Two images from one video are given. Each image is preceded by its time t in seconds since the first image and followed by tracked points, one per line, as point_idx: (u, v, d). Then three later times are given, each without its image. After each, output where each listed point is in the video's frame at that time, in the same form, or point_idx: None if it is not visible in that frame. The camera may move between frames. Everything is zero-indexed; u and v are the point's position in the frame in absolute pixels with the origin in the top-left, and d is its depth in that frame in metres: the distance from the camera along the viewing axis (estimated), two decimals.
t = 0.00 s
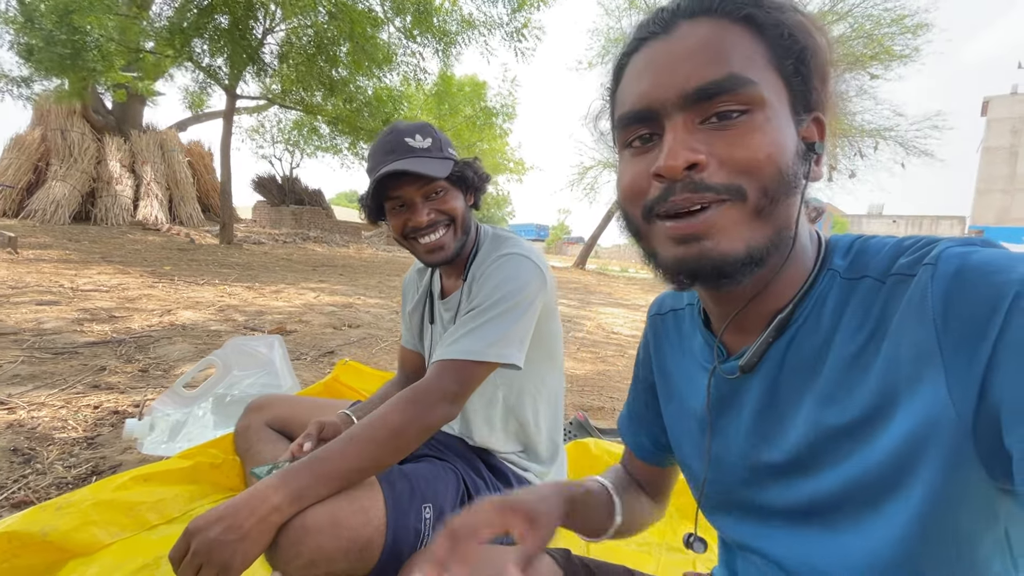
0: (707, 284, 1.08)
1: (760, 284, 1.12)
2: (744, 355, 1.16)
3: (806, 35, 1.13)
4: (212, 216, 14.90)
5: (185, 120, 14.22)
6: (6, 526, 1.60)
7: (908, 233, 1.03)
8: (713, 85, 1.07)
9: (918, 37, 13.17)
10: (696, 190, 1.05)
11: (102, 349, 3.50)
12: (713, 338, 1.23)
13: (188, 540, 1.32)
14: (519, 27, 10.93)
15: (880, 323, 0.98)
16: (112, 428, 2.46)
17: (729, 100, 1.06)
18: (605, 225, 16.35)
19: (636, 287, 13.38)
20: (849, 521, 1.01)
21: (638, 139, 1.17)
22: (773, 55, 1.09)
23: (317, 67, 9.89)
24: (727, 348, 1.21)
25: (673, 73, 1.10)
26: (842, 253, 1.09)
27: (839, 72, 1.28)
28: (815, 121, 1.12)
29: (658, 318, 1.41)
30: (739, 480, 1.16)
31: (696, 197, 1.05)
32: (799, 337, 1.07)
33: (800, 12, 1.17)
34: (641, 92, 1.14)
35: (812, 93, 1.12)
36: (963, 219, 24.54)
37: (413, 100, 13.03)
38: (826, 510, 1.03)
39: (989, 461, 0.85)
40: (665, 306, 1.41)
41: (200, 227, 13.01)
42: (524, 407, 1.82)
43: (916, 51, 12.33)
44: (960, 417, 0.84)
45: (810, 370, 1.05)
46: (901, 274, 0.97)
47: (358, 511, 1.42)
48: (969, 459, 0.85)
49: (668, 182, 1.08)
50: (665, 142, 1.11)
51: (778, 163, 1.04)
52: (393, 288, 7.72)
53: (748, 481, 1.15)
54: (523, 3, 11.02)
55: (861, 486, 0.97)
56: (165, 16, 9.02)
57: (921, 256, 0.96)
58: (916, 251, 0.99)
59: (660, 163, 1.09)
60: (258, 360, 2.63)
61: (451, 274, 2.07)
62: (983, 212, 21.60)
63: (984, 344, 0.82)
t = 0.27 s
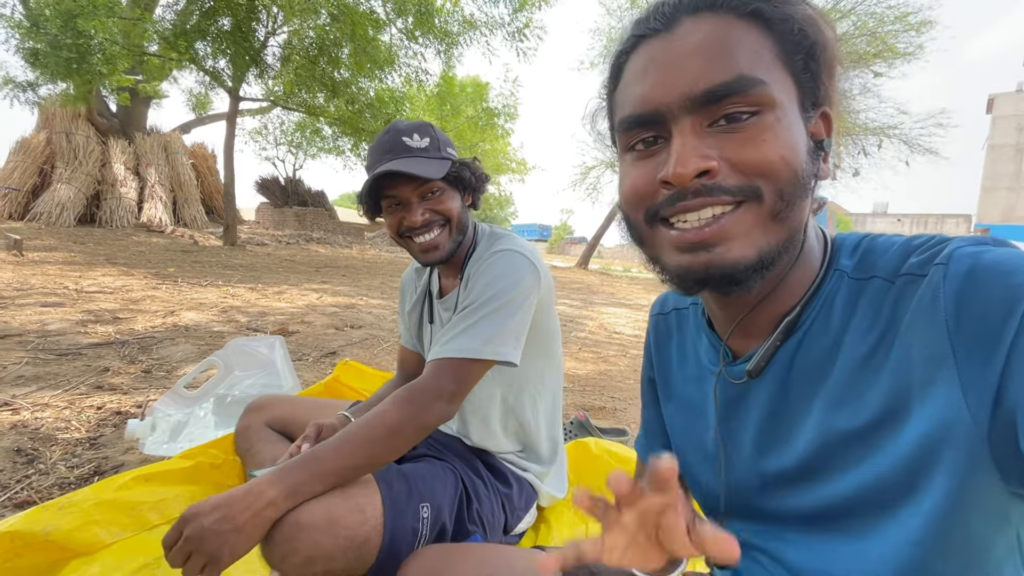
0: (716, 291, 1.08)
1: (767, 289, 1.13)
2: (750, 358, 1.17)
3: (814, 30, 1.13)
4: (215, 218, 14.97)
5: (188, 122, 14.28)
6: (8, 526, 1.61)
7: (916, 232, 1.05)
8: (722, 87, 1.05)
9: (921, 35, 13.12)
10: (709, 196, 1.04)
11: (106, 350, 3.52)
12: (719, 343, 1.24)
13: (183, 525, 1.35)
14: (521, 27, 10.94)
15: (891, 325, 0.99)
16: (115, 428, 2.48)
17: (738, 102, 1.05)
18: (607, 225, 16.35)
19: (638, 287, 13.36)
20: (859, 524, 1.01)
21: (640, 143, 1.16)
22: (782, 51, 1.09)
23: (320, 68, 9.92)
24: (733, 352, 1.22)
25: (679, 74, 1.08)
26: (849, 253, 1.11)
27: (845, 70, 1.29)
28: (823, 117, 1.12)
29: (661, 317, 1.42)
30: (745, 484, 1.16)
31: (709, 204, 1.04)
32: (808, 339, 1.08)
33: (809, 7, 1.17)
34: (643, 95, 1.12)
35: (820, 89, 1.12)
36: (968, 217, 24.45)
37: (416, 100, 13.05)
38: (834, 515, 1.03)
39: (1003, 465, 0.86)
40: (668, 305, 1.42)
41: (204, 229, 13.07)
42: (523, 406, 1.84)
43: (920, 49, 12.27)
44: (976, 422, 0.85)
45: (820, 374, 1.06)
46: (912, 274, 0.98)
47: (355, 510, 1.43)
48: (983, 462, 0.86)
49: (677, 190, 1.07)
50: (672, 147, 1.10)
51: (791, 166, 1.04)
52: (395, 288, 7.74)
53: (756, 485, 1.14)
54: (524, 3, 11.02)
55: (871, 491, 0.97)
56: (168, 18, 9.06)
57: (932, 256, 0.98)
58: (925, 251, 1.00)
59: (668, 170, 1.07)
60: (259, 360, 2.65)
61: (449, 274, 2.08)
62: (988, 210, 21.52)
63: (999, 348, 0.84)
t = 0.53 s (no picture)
0: (718, 297, 1.08)
1: (770, 295, 1.13)
2: (752, 364, 1.15)
3: (822, 30, 1.14)
4: (219, 219, 15.03)
5: (192, 124, 14.34)
6: (13, 528, 1.63)
7: (919, 237, 1.06)
8: (728, 90, 1.06)
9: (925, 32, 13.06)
10: (711, 200, 1.04)
11: (110, 352, 3.55)
12: (719, 348, 1.23)
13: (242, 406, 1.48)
14: (523, 26, 10.94)
15: (894, 330, 0.99)
16: (119, 430, 2.50)
17: (742, 105, 1.06)
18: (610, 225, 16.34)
19: (641, 287, 13.35)
20: (862, 528, 1.02)
21: (643, 143, 1.16)
22: (790, 52, 1.09)
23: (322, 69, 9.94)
24: (734, 356, 1.21)
25: (684, 74, 1.09)
26: (851, 258, 1.11)
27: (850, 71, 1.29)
28: (828, 120, 1.13)
29: (656, 316, 1.42)
30: (746, 489, 1.16)
31: (711, 209, 1.04)
32: (809, 345, 1.07)
33: (817, 5, 1.18)
34: (647, 94, 1.12)
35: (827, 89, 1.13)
36: (973, 215, 24.36)
37: (418, 101, 13.07)
38: (837, 520, 1.04)
39: (1007, 472, 0.87)
40: (665, 305, 1.41)
41: (208, 230, 13.13)
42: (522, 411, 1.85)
43: (924, 46, 12.21)
44: (980, 429, 0.87)
45: (822, 379, 1.06)
46: (915, 279, 0.99)
47: (354, 512, 1.46)
48: (988, 468, 0.88)
49: (679, 194, 1.07)
50: (675, 149, 1.10)
51: (795, 171, 1.04)
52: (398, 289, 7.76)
53: (758, 492, 1.14)
54: (526, 3, 11.02)
55: (874, 498, 0.98)
56: (172, 21, 9.11)
57: (934, 260, 0.99)
58: (927, 255, 1.01)
59: (670, 173, 1.07)
60: (261, 362, 2.67)
61: (446, 278, 2.10)
62: (993, 208, 21.44)
63: (1005, 354, 0.85)
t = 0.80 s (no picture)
0: (710, 295, 1.10)
1: (762, 293, 1.14)
2: (744, 361, 1.17)
3: (813, 34, 1.15)
4: (223, 220, 15.10)
5: (196, 125, 14.39)
6: (23, 524, 1.66)
7: (906, 235, 1.07)
8: (721, 91, 1.07)
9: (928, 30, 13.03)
10: (704, 198, 1.06)
11: (116, 352, 3.58)
12: (713, 346, 1.24)
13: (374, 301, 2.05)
14: (525, 27, 10.97)
15: (880, 327, 1.01)
16: (125, 429, 2.53)
17: (735, 106, 1.07)
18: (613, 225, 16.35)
19: (644, 287, 13.34)
20: (853, 523, 1.03)
21: (638, 143, 1.18)
22: (782, 55, 1.11)
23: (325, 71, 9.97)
24: (727, 354, 1.22)
25: (678, 75, 1.10)
26: (840, 256, 1.12)
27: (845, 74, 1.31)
28: (820, 121, 1.14)
29: (653, 317, 1.43)
30: (739, 486, 1.17)
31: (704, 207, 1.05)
32: (800, 341, 1.09)
33: (810, 9, 1.19)
34: (643, 94, 1.13)
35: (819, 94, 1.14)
36: (977, 214, 24.26)
37: (420, 102, 13.10)
38: (828, 515, 1.05)
39: (991, 466, 0.88)
40: (661, 303, 1.43)
41: (212, 231, 13.19)
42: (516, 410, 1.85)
43: (927, 45, 12.18)
44: (964, 423, 0.88)
45: (812, 376, 1.07)
46: (901, 276, 1.00)
47: (356, 508, 1.48)
48: (974, 462, 0.89)
49: (672, 191, 1.09)
50: (669, 148, 1.12)
51: (786, 171, 1.05)
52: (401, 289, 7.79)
53: (750, 487, 1.15)
54: (527, 4, 11.04)
55: (865, 493, 0.99)
56: (176, 23, 9.15)
57: (920, 258, 1.00)
58: (915, 253, 1.02)
59: (664, 171, 1.09)
60: (266, 361, 2.69)
61: (446, 278, 2.14)
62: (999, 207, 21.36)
63: (987, 349, 0.86)
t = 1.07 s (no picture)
0: (723, 288, 1.11)
1: (773, 286, 1.15)
2: (754, 355, 1.18)
3: (819, 29, 1.16)
4: (224, 222, 15.12)
5: (197, 128, 14.41)
6: (29, 522, 1.66)
7: (913, 229, 1.08)
8: (730, 84, 1.08)
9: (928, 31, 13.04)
10: (716, 190, 1.06)
11: (119, 353, 3.59)
12: (723, 342, 1.25)
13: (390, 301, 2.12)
14: (525, 30, 10.99)
15: (889, 320, 1.02)
16: (129, 429, 2.54)
17: (745, 99, 1.08)
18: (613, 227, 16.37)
19: (645, 288, 13.34)
20: (861, 516, 1.04)
21: (648, 139, 1.19)
22: (790, 50, 1.11)
23: (326, 73, 9.97)
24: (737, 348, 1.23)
25: (688, 70, 1.11)
26: (849, 251, 1.13)
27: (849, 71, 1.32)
28: (828, 116, 1.15)
29: (660, 310, 1.44)
30: (747, 480, 1.18)
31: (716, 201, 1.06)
32: (809, 335, 1.09)
33: (815, 6, 1.20)
34: (654, 90, 1.14)
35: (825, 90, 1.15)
36: (978, 215, 24.26)
37: (421, 104, 13.12)
38: (836, 508, 1.06)
39: (998, 459, 0.89)
40: (669, 298, 1.44)
41: (213, 234, 13.21)
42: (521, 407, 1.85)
43: (927, 46, 12.20)
44: (972, 415, 0.89)
45: (820, 370, 1.08)
46: (910, 271, 1.01)
47: (363, 505, 1.49)
48: (981, 454, 0.90)
49: (684, 184, 1.10)
50: (680, 143, 1.13)
51: (796, 163, 1.06)
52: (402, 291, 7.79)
53: (758, 481, 1.16)
54: (528, 6, 11.06)
55: (873, 486, 1.00)
56: (178, 27, 9.17)
57: (929, 253, 1.01)
58: (923, 248, 1.03)
59: (676, 165, 1.10)
60: (269, 362, 2.70)
61: (448, 278, 2.15)
62: (999, 208, 21.40)
63: (994, 342, 0.87)
